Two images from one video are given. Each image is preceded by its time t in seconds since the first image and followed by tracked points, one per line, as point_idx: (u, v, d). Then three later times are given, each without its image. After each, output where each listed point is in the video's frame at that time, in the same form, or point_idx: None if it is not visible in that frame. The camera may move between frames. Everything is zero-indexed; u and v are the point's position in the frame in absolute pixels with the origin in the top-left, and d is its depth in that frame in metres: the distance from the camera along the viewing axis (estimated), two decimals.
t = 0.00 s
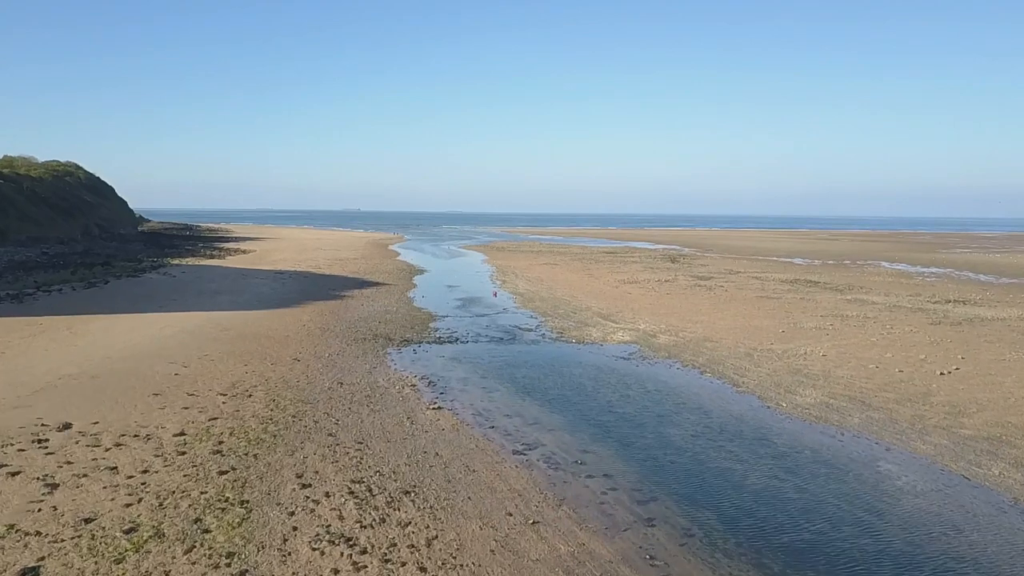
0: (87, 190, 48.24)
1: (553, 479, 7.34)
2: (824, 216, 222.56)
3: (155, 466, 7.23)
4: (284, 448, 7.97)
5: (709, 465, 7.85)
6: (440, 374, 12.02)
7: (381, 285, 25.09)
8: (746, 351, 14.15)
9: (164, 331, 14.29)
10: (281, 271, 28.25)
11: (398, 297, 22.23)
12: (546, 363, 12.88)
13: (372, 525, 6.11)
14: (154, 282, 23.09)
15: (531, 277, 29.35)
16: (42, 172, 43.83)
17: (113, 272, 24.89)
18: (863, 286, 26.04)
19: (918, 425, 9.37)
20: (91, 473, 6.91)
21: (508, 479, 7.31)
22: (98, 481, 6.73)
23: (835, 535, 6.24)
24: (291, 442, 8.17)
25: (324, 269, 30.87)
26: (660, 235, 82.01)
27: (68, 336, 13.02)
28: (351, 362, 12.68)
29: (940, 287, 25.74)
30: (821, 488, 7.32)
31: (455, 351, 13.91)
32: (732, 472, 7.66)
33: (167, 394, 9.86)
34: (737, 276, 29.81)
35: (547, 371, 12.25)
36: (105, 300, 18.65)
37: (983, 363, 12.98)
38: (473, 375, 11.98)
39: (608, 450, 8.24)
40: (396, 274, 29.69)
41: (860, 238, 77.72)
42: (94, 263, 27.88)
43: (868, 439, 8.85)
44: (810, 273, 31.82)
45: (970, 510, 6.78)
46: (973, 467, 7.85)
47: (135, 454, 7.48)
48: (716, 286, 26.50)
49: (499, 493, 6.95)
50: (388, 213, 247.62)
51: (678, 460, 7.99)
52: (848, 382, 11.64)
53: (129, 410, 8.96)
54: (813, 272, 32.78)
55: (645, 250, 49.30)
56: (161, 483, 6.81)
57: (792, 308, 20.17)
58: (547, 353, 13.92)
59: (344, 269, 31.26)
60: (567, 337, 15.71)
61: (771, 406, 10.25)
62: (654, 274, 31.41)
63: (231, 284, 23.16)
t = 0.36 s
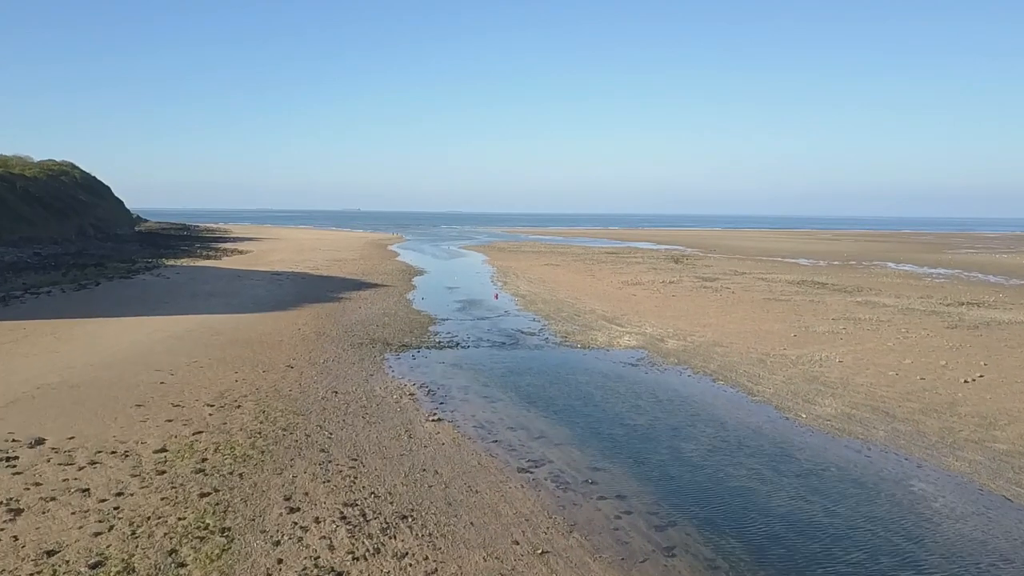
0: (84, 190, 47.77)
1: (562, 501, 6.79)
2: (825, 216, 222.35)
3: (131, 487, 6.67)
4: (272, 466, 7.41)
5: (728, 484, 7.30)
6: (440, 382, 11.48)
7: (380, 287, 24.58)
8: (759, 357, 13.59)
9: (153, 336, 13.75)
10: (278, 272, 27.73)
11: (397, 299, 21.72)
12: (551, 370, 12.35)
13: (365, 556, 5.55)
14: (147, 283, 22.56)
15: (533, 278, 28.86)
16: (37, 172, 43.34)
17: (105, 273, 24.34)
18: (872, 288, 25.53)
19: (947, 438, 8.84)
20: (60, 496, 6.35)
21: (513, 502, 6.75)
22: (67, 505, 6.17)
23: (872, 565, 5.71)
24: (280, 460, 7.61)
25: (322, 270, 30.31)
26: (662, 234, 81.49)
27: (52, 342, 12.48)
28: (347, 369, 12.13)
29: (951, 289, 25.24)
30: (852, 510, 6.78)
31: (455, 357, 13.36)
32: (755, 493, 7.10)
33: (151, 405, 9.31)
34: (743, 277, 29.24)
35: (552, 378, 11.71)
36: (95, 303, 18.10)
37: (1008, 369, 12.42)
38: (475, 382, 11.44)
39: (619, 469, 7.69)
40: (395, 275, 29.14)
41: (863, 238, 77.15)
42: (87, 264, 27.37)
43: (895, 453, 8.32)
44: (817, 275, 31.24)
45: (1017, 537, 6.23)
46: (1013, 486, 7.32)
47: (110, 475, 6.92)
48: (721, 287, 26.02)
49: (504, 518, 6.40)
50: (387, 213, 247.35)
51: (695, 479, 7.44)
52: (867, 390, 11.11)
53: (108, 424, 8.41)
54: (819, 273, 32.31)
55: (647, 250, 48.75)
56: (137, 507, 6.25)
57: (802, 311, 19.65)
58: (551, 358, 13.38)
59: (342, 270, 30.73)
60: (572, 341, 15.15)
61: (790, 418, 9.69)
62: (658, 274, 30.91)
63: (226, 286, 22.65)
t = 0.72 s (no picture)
0: (79, 190, 47.16)
1: (573, 530, 6.20)
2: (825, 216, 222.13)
3: (100, 514, 6.07)
4: (257, 488, 6.82)
5: (754, 509, 6.71)
6: (440, 391, 10.90)
7: (378, 289, 23.98)
8: (773, 364, 13.00)
9: (140, 341, 13.18)
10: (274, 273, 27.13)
11: (396, 301, 21.12)
12: (557, 378, 11.75)
13: None
14: (138, 286, 21.95)
15: (535, 279, 28.28)
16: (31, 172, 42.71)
17: (97, 274, 23.81)
18: (882, 290, 24.98)
19: (985, 455, 8.24)
20: (19, 527, 5.75)
21: (521, 531, 6.16)
22: (26, 538, 5.57)
23: None
24: (266, 481, 7.01)
25: (320, 272, 29.72)
26: (663, 235, 80.91)
27: (31, 349, 11.87)
28: (342, 378, 11.54)
29: (962, 291, 24.69)
30: (892, 539, 6.18)
31: (456, 363, 12.77)
32: (783, 520, 6.50)
33: (131, 418, 8.72)
34: (749, 279, 28.64)
35: (557, 387, 11.14)
36: (83, 306, 17.49)
37: None
38: (477, 392, 10.86)
39: (634, 491, 7.09)
40: (394, 276, 28.56)
41: (866, 238, 76.70)
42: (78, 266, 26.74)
43: (932, 472, 7.71)
44: (824, 276, 30.69)
45: None
46: None
47: (77, 500, 6.30)
48: (729, 288, 25.42)
49: (511, 549, 5.81)
50: (387, 213, 246.82)
51: (717, 503, 6.85)
52: (892, 400, 10.52)
53: (83, 441, 7.82)
54: (826, 274, 31.78)
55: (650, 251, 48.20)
56: (104, 538, 5.65)
57: (813, 314, 19.07)
58: (556, 365, 12.79)
59: (340, 271, 30.16)
60: (577, 347, 14.56)
61: (812, 432, 9.10)
62: (662, 275, 30.35)
63: (220, 288, 22.04)
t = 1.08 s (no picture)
0: (74, 190, 46.55)
1: (586, 561, 5.65)
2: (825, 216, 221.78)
3: (65, 545, 5.50)
4: (240, 513, 6.26)
5: (783, 536, 6.16)
6: (440, 401, 10.35)
7: (376, 290, 23.43)
8: (788, 371, 12.42)
9: (126, 347, 12.63)
10: (271, 275, 26.56)
11: (394, 304, 20.56)
12: (563, 386, 11.22)
13: None
14: (130, 287, 21.36)
15: (536, 280, 27.75)
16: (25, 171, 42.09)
17: (88, 276, 23.26)
18: (891, 291, 24.46)
19: None
20: None
21: (528, 562, 5.61)
22: None
23: None
24: (250, 504, 6.45)
25: (317, 273, 29.13)
26: (665, 235, 80.37)
27: (10, 356, 11.30)
28: (337, 387, 10.99)
29: (973, 292, 24.17)
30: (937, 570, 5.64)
31: (456, 370, 12.21)
32: (814, 548, 5.96)
33: (110, 432, 8.16)
34: (755, 280, 28.05)
35: (563, 396, 10.59)
36: (70, 310, 16.91)
37: None
38: (479, 402, 10.31)
39: (651, 515, 6.53)
40: (392, 278, 27.99)
41: (869, 238, 76.15)
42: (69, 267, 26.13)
43: (970, 493, 7.17)
44: (831, 277, 30.18)
45: None
46: None
47: (41, 529, 5.74)
48: (735, 290, 24.89)
49: None
50: (386, 213, 246.35)
51: (742, 528, 6.30)
52: (917, 410, 9.97)
53: (55, 458, 7.26)
54: (832, 275, 31.27)
55: (652, 252, 47.63)
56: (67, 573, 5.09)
57: (824, 317, 18.53)
58: (561, 372, 12.24)
59: (338, 272, 29.58)
60: (582, 352, 14.00)
61: (836, 448, 8.53)
62: (665, 276, 29.81)
63: (215, 290, 21.48)
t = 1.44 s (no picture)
0: (69, 189, 45.99)
1: None
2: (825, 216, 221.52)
3: None
4: (220, 542, 5.70)
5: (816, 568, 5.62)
6: (439, 412, 9.80)
7: (374, 292, 22.89)
8: (804, 378, 11.87)
9: (111, 353, 12.08)
10: (267, 276, 26.00)
11: (393, 306, 20.01)
12: (569, 395, 10.67)
13: None
14: (122, 289, 20.81)
15: (538, 281, 27.24)
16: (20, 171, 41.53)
17: (79, 278, 22.70)
18: (901, 293, 23.94)
19: None
20: None
21: None
22: None
23: None
24: (232, 533, 5.89)
25: (314, 274, 28.61)
26: (666, 235, 79.83)
27: None
28: (332, 396, 10.44)
29: (985, 294, 23.66)
30: None
31: (457, 378, 11.66)
32: None
33: (85, 449, 7.60)
34: (761, 281, 27.51)
35: (570, 406, 10.05)
36: (57, 313, 16.35)
37: None
38: (481, 412, 9.77)
39: (671, 545, 5.96)
40: (392, 279, 27.36)
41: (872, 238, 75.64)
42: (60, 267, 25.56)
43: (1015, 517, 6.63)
44: (837, 278, 29.67)
45: None
46: None
47: None
48: (741, 291, 24.37)
49: None
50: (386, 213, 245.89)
51: (771, 559, 5.75)
52: (945, 422, 9.43)
53: (22, 479, 6.70)
54: (839, 276, 30.75)
55: (654, 252, 47.06)
56: None
57: (835, 319, 17.99)
58: (567, 379, 11.69)
59: (335, 273, 29.03)
60: (588, 357, 13.46)
61: (864, 464, 7.98)
62: (669, 277, 29.27)
63: (208, 292, 20.93)
